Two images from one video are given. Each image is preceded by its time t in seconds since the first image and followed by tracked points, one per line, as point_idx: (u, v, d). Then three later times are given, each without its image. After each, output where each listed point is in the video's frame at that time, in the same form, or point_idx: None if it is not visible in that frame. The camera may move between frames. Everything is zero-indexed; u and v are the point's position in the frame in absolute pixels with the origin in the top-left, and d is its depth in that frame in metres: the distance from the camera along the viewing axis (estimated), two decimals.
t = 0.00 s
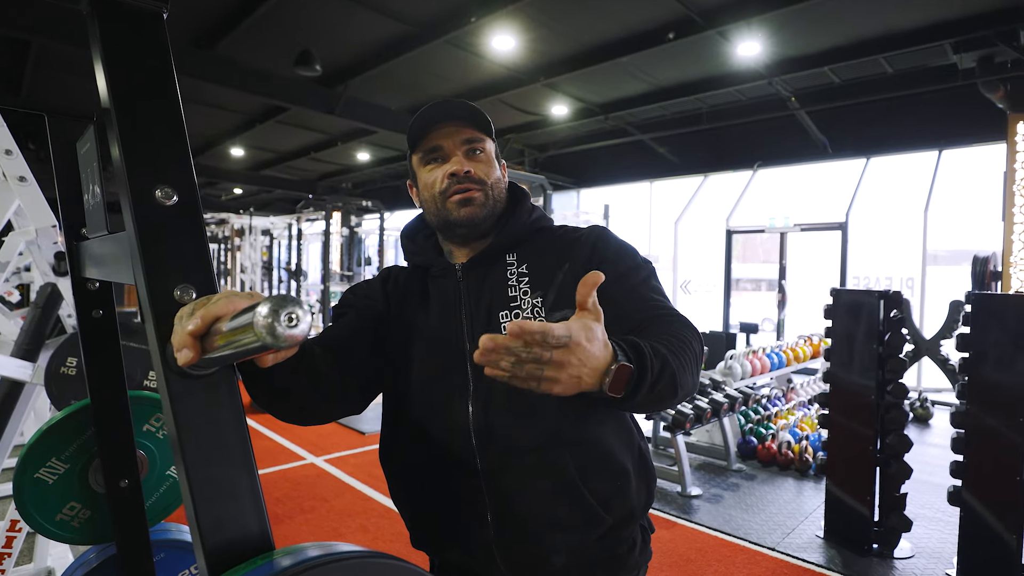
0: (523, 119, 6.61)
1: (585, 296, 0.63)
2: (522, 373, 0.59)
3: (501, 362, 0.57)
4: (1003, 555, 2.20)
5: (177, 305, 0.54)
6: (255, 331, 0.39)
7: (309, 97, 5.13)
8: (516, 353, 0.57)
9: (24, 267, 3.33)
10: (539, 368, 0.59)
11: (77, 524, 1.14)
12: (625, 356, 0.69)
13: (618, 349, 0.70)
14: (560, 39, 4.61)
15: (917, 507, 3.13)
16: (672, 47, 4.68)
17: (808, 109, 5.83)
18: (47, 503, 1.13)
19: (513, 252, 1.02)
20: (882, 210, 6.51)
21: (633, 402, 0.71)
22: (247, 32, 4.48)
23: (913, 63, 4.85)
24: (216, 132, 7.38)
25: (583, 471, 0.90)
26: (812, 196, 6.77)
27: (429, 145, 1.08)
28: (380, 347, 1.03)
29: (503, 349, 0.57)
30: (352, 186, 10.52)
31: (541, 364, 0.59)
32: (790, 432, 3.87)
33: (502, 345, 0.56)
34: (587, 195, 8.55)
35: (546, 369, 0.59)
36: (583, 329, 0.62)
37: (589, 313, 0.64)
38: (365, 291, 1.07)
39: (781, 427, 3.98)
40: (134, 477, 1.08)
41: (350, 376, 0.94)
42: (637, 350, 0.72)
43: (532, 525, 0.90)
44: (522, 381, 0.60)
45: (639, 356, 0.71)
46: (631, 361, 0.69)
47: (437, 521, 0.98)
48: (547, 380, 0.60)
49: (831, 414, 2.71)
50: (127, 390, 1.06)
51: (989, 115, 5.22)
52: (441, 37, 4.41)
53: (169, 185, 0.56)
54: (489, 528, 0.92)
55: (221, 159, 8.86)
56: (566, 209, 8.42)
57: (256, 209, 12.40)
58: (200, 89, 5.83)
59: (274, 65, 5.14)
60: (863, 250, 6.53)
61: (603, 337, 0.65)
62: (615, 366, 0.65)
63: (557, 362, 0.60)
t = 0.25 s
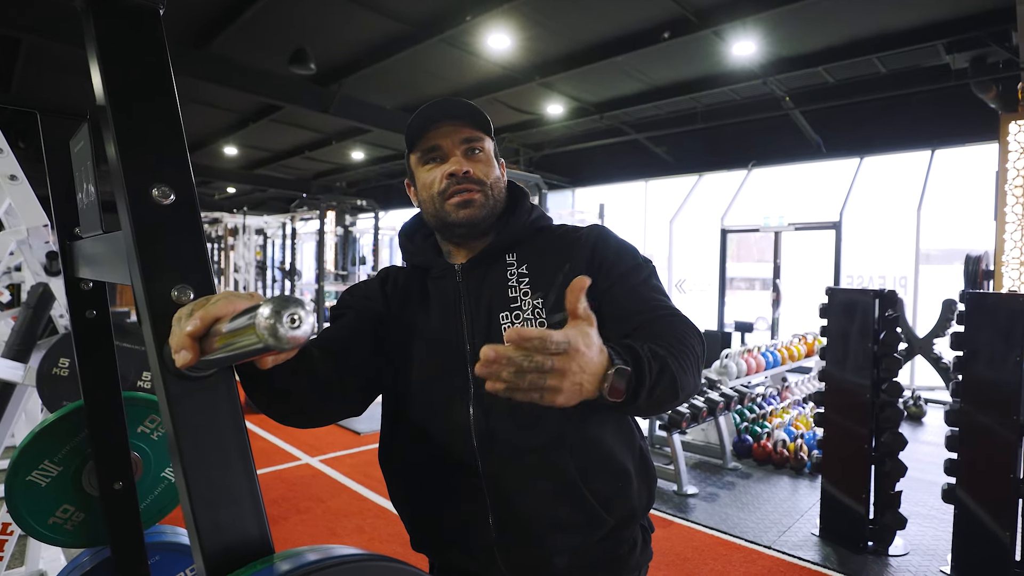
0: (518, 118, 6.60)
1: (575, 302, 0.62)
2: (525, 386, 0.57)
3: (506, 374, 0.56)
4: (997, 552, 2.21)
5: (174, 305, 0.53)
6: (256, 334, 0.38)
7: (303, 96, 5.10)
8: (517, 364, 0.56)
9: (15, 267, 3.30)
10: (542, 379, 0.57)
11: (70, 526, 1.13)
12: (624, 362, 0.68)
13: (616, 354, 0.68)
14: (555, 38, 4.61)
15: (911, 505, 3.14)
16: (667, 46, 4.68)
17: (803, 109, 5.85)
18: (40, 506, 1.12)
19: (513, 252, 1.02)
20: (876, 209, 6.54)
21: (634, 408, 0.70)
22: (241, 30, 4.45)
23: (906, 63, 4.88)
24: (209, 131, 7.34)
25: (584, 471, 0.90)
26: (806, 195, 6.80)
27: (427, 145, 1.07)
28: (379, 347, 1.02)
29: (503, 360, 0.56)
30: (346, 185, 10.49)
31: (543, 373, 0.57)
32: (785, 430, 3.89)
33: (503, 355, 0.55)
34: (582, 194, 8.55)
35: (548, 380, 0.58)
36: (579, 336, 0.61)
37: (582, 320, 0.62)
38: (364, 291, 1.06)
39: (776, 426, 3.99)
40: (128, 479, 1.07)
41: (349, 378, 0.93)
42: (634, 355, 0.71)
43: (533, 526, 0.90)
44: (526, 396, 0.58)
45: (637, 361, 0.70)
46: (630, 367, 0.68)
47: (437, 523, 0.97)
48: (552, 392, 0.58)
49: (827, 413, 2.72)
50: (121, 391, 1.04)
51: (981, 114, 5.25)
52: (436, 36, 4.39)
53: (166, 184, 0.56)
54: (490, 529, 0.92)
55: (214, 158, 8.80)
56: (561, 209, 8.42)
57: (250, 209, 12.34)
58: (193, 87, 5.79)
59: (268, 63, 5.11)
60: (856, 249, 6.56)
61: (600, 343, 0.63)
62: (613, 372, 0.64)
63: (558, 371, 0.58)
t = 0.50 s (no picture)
0: (514, 118, 6.60)
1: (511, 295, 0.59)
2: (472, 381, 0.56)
3: (454, 376, 0.56)
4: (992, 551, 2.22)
5: (174, 305, 0.53)
6: (261, 332, 0.38)
7: (298, 95, 5.08)
8: (462, 362, 0.55)
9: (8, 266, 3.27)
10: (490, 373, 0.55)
11: (65, 528, 1.12)
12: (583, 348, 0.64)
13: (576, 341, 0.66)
14: (552, 38, 4.60)
15: (907, 503, 3.16)
16: (663, 46, 4.69)
17: (798, 109, 5.87)
18: (35, 507, 1.10)
19: (514, 253, 1.02)
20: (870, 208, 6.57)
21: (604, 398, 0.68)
22: (236, 28, 4.43)
23: (901, 63, 4.90)
24: (203, 130, 7.30)
25: (585, 472, 0.90)
26: (801, 194, 6.82)
27: (430, 144, 1.07)
28: (379, 347, 1.02)
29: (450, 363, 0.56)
30: (341, 184, 10.46)
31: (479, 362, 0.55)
32: (781, 429, 3.90)
33: (442, 357, 0.55)
34: (578, 193, 8.56)
35: (495, 370, 0.55)
36: (521, 322, 0.57)
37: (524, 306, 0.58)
38: (364, 291, 1.05)
39: (771, 425, 4.00)
40: (125, 480, 1.06)
41: (349, 381, 0.92)
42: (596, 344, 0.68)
43: (534, 526, 0.90)
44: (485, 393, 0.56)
45: (600, 349, 0.67)
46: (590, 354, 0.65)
47: (437, 527, 0.97)
48: (505, 383, 0.56)
49: (823, 412, 2.73)
50: (117, 392, 1.04)
51: (974, 114, 5.27)
52: (432, 35, 4.38)
53: (165, 184, 0.55)
54: (491, 530, 0.91)
55: (209, 157, 8.76)
56: (557, 208, 8.42)
57: (244, 208, 12.29)
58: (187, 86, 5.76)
59: (263, 62, 5.09)
60: (851, 248, 6.59)
61: (548, 327, 0.58)
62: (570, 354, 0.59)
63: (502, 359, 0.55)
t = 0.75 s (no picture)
0: (510, 117, 6.59)
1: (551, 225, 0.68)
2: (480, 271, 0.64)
3: (467, 259, 0.65)
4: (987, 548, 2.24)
5: (176, 305, 0.53)
6: (266, 333, 0.38)
7: (294, 94, 5.06)
8: (481, 249, 0.65)
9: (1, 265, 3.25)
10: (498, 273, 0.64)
11: (62, 529, 1.12)
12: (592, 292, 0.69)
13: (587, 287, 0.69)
14: (548, 37, 4.60)
15: (902, 501, 3.17)
16: (659, 46, 4.69)
17: (793, 109, 5.89)
18: (31, 508, 1.10)
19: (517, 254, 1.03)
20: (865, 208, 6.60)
21: (602, 347, 0.72)
22: (232, 27, 4.41)
23: (895, 63, 4.92)
24: (197, 128, 7.27)
25: (586, 471, 0.91)
26: (796, 193, 6.84)
27: (433, 151, 1.06)
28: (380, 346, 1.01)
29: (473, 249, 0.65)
30: (336, 183, 10.43)
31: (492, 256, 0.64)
32: (777, 428, 3.92)
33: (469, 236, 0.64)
34: (574, 192, 8.57)
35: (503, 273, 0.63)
36: (548, 249, 0.65)
37: (556, 239, 0.67)
38: (366, 289, 1.05)
39: (767, 424, 4.02)
40: (122, 481, 1.05)
41: (351, 380, 0.92)
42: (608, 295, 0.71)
43: (535, 526, 0.90)
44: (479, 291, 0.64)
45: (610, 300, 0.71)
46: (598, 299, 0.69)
47: (438, 526, 0.96)
48: (505, 290, 0.63)
49: (819, 410, 2.74)
50: (114, 393, 1.03)
51: (968, 114, 5.30)
52: (428, 34, 4.38)
53: (167, 183, 0.55)
54: (493, 529, 0.91)
55: (203, 156, 8.72)
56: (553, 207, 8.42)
57: (239, 207, 12.25)
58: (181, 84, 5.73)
59: (258, 61, 5.07)
60: (846, 248, 6.61)
61: (568, 263, 0.66)
62: (576, 294, 0.66)
63: (515, 267, 0.63)
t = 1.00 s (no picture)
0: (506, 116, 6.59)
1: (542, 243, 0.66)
2: (468, 302, 0.63)
3: (455, 295, 0.63)
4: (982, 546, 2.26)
5: (180, 305, 0.52)
6: (274, 333, 0.38)
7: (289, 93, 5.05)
8: (466, 283, 0.63)
9: None
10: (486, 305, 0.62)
11: (60, 530, 1.11)
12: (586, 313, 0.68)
13: (580, 308, 0.67)
14: (544, 37, 4.61)
15: (897, 500, 3.19)
16: (655, 46, 4.70)
17: (788, 109, 5.91)
18: (29, 510, 1.10)
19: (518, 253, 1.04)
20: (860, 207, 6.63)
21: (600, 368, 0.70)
22: (227, 26, 4.40)
23: (890, 63, 4.95)
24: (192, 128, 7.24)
25: (588, 473, 0.91)
26: (791, 193, 6.86)
27: (428, 143, 1.07)
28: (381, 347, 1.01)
29: (456, 283, 0.63)
30: (332, 183, 10.41)
31: (479, 288, 0.62)
32: (773, 427, 3.93)
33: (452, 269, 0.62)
34: (570, 192, 8.57)
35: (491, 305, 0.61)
36: (537, 273, 0.64)
37: (546, 260, 0.65)
38: (368, 290, 1.05)
39: (764, 423, 4.03)
40: (121, 481, 1.05)
41: (352, 381, 0.92)
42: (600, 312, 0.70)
43: (537, 527, 0.90)
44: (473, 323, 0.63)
45: (604, 318, 0.69)
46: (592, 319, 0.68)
47: (440, 527, 0.96)
48: (497, 322, 0.61)
49: (816, 409, 2.76)
50: (113, 393, 1.03)
51: (963, 114, 5.33)
52: (424, 34, 4.37)
53: (170, 183, 0.54)
54: (494, 530, 0.91)
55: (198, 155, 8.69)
56: (549, 207, 8.43)
57: (234, 207, 12.22)
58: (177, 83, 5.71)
59: (253, 60, 5.05)
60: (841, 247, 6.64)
61: (559, 286, 0.64)
62: (572, 320, 0.64)
63: (502, 296, 0.61)
